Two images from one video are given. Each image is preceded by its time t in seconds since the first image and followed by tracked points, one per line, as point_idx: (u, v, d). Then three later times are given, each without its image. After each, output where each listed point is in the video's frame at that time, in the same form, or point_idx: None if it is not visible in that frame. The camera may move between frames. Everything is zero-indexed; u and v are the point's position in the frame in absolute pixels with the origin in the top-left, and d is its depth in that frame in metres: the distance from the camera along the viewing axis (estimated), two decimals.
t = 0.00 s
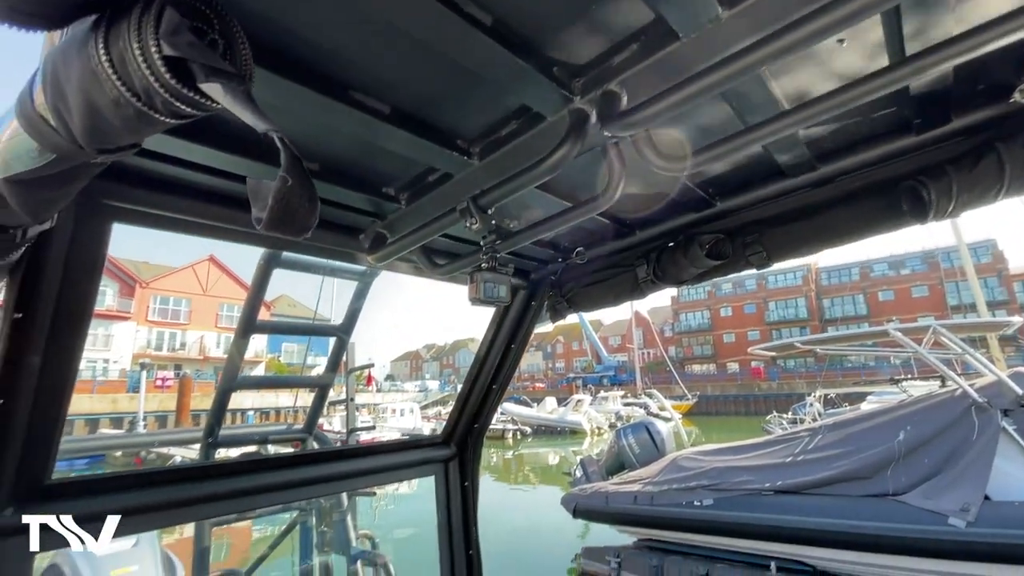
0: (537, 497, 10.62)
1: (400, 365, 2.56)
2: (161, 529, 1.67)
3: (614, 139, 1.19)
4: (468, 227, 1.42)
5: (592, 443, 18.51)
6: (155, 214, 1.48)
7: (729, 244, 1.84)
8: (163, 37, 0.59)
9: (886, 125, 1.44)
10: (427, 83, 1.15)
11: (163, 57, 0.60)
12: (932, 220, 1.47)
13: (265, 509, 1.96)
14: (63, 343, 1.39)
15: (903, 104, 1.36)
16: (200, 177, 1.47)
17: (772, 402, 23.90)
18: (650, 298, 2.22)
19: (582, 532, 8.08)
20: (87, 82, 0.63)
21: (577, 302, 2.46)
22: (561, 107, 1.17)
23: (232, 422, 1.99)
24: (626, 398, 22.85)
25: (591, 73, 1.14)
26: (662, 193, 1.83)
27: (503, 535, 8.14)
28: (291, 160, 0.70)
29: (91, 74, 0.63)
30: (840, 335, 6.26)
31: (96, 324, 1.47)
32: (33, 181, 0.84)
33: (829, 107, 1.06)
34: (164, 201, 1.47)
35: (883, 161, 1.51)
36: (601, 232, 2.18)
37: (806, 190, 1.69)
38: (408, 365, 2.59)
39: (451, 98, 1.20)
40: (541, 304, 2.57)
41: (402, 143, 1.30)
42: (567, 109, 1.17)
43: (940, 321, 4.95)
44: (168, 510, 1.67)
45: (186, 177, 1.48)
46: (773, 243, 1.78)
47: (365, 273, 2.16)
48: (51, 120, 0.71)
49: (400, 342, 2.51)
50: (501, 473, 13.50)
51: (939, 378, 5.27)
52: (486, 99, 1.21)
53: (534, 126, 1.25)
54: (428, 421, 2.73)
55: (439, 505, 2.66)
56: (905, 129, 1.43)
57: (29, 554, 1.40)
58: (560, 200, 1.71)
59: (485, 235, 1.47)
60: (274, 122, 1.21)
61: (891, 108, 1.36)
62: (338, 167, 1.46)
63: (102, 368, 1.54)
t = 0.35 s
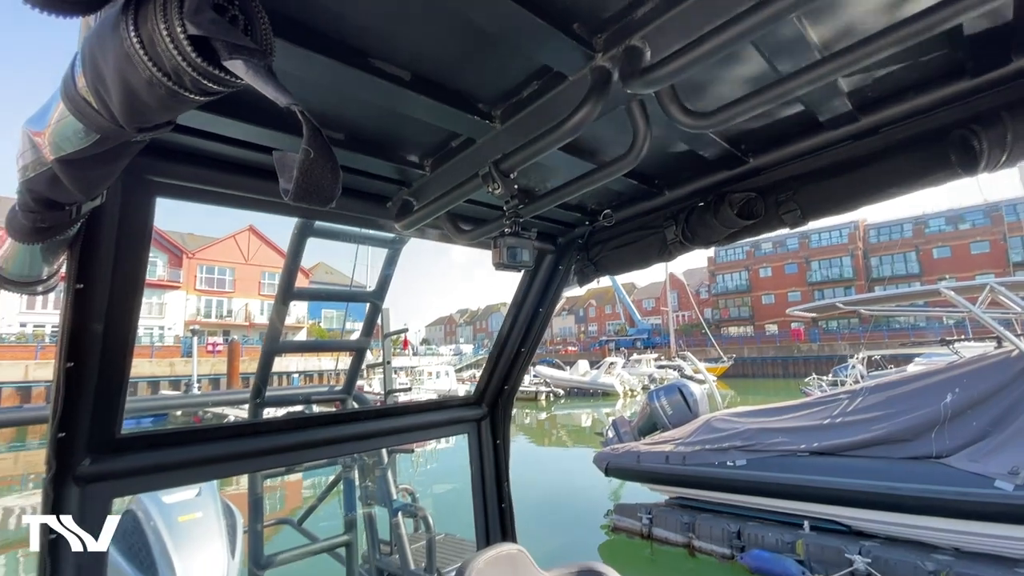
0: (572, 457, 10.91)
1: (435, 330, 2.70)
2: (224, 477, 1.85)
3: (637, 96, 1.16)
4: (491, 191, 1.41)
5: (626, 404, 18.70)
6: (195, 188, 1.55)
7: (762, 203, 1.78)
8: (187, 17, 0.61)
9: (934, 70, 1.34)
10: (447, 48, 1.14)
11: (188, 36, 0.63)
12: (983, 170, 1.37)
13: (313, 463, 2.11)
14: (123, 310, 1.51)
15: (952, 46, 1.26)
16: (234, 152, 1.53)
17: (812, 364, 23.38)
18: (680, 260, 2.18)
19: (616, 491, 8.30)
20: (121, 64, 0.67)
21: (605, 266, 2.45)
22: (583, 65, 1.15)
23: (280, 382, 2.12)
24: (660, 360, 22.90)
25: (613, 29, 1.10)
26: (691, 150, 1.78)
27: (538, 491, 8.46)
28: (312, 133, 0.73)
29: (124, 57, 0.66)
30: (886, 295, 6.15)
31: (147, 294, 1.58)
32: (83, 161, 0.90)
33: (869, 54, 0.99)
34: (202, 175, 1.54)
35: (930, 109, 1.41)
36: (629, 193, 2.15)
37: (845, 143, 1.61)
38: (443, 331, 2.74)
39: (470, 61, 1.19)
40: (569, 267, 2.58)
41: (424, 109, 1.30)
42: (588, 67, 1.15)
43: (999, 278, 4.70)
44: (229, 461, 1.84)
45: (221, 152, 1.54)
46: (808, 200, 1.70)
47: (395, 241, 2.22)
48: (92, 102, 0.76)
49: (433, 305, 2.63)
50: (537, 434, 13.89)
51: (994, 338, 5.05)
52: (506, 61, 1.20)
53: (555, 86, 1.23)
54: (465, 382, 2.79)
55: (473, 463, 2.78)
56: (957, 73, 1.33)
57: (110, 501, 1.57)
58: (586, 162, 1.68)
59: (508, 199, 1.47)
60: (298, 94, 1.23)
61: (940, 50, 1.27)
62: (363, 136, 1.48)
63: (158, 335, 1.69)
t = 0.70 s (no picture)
0: (596, 428, 11.08)
1: (460, 304, 2.78)
2: (258, 442, 1.98)
3: (642, 68, 1.15)
4: (498, 167, 1.42)
5: (650, 376, 18.72)
6: (219, 169, 1.61)
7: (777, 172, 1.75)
8: (194, 12, 0.65)
9: (961, 28, 1.27)
10: (450, 25, 1.15)
11: (196, 28, 0.67)
12: (1007, 135, 1.33)
13: (340, 429, 2.23)
14: (155, 289, 1.59)
15: None
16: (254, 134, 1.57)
17: (845, 336, 22.80)
18: (696, 231, 2.16)
19: (639, 462, 8.42)
20: (138, 57, 0.72)
21: (620, 237, 2.45)
22: (587, 37, 1.15)
23: (310, 355, 2.28)
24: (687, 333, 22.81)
25: None
26: (705, 118, 1.75)
27: (563, 460, 8.66)
28: (314, 118, 0.77)
29: (140, 50, 0.71)
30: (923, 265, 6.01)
31: (180, 269, 1.65)
32: (112, 148, 0.96)
33: (880, 17, 0.95)
34: (225, 157, 1.59)
35: (955, 71, 1.36)
36: (644, 165, 2.12)
37: (866, 108, 1.56)
38: (468, 305, 2.79)
39: (475, 37, 1.20)
40: (584, 240, 2.58)
41: (431, 86, 1.32)
42: (592, 39, 1.14)
43: None
44: (261, 426, 1.97)
45: (242, 135, 1.59)
46: (826, 168, 1.66)
47: (411, 217, 2.25)
48: (115, 93, 0.81)
49: (462, 274, 2.67)
50: (561, 405, 14.10)
51: None
52: (510, 35, 1.20)
53: (560, 59, 1.23)
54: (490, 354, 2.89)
55: (494, 431, 2.87)
56: (984, 32, 1.26)
57: (155, 462, 1.71)
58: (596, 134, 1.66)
59: (515, 174, 1.48)
60: (309, 75, 1.27)
61: (965, 7, 1.21)
62: (372, 114, 1.51)
63: (196, 309, 1.79)
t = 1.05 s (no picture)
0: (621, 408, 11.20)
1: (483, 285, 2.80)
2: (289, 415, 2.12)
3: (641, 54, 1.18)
4: (503, 153, 1.50)
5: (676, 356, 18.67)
6: (245, 161, 1.71)
7: (787, 151, 1.75)
8: (212, 24, 0.72)
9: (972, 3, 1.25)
10: (453, 17, 1.19)
11: (214, 39, 0.74)
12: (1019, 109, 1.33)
13: (362, 405, 2.37)
14: (189, 275, 1.70)
15: None
16: (277, 126, 1.66)
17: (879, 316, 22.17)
18: (707, 211, 2.17)
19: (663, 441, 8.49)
20: (165, 66, 0.79)
21: (632, 218, 2.46)
22: (586, 25, 1.18)
23: (337, 334, 2.43)
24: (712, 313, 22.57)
25: None
26: (713, 99, 1.75)
27: (586, 438, 8.83)
28: (322, 117, 0.85)
29: (167, 59, 0.79)
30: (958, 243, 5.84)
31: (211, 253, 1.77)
32: (146, 147, 1.06)
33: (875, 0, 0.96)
34: (250, 149, 1.68)
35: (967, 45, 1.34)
36: (654, 145, 2.13)
37: (877, 84, 1.54)
38: (491, 285, 2.82)
39: (479, 28, 1.24)
40: (597, 222, 2.60)
41: (439, 75, 1.37)
42: (591, 26, 1.17)
43: None
44: (291, 400, 2.11)
45: (265, 126, 1.68)
46: (836, 146, 1.64)
47: (427, 201, 2.30)
48: (146, 96, 0.89)
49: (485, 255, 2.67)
50: (586, 384, 14.26)
51: None
52: (513, 25, 1.23)
53: (562, 47, 1.26)
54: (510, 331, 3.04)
55: (510, 408, 2.93)
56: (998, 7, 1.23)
57: (195, 432, 1.87)
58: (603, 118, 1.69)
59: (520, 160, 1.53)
60: (323, 69, 1.34)
61: None
62: (385, 103, 1.57)
63: (228, 291, 1.97)
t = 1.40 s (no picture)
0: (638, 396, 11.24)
1: (502, 272, 2.89)
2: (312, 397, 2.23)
3: (643, 48, 1.22)
4: (511, 145, 1.53)
5: (694, 345, 18.58)
6: (267, 155, 1.79)
7: (795, 139, 1.76)
8: (239, 34, 0.79)
9: None
10: (462, 15, 1.24)
11: (240, 49, 0.81)
12: None
13: (380, 388, 2.47)
14: (216, 265, 1.80)
15: None
16: (296, 121, 1.74)
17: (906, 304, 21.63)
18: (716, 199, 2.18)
19: (680, 430, 8.51)
20: (196, 72, 0.87)
21: (642, 207, 2.50)
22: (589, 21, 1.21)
23: (357, 321, 2.54)
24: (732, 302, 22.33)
25: None
26: (721, 89, 1.77)
27: (603, 426, 8.91)
28: (338, 117, 0.92)
29: (199, 67, 0.86)
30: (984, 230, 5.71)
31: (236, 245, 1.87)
32: (178, 145, 1.14)
33: None
34: (272, 144, 1.76)
35: (974, 32, 1.34)
36: (662, 135, 2.16)
37: (884, 71, 1.55)
38: (509, 274, 2.93)
39: (487, 25, 1.28)
40: (608, 211, 2.64)
41: (449, 69, 1.43)
42: (594, 22, 1.21)
43: None
44: (319, 382, 2.23)
45: (286, 122, 1.75)
46: (844, 134, 1.65)
47: (441, 191, 2.37)
48: (179, 99, 0.97)
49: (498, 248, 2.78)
50: (604, 372, 14.34)
51: None
52: (519, 21, 1.28)
53: (567, 43, 1.31)
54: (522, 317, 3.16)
55: (522, 391, 2.99)
56: None
57: (224, 412, 1.98)
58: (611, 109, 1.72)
59: (528, 151, 1.59)
60: (338, 68, 1.40)
61: None
62: (398, 99, 1.63)
63: (252, 280, 2.09)
